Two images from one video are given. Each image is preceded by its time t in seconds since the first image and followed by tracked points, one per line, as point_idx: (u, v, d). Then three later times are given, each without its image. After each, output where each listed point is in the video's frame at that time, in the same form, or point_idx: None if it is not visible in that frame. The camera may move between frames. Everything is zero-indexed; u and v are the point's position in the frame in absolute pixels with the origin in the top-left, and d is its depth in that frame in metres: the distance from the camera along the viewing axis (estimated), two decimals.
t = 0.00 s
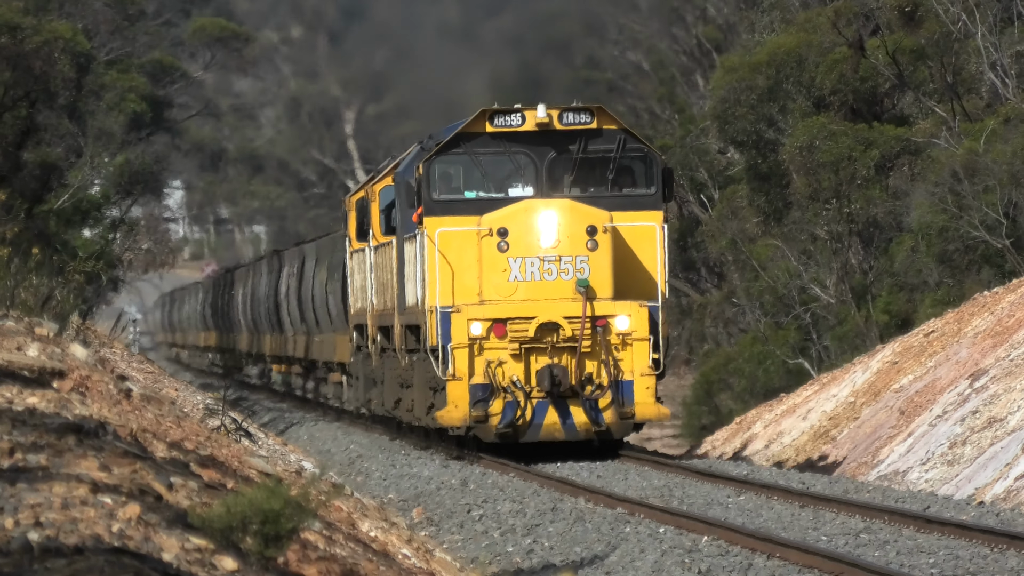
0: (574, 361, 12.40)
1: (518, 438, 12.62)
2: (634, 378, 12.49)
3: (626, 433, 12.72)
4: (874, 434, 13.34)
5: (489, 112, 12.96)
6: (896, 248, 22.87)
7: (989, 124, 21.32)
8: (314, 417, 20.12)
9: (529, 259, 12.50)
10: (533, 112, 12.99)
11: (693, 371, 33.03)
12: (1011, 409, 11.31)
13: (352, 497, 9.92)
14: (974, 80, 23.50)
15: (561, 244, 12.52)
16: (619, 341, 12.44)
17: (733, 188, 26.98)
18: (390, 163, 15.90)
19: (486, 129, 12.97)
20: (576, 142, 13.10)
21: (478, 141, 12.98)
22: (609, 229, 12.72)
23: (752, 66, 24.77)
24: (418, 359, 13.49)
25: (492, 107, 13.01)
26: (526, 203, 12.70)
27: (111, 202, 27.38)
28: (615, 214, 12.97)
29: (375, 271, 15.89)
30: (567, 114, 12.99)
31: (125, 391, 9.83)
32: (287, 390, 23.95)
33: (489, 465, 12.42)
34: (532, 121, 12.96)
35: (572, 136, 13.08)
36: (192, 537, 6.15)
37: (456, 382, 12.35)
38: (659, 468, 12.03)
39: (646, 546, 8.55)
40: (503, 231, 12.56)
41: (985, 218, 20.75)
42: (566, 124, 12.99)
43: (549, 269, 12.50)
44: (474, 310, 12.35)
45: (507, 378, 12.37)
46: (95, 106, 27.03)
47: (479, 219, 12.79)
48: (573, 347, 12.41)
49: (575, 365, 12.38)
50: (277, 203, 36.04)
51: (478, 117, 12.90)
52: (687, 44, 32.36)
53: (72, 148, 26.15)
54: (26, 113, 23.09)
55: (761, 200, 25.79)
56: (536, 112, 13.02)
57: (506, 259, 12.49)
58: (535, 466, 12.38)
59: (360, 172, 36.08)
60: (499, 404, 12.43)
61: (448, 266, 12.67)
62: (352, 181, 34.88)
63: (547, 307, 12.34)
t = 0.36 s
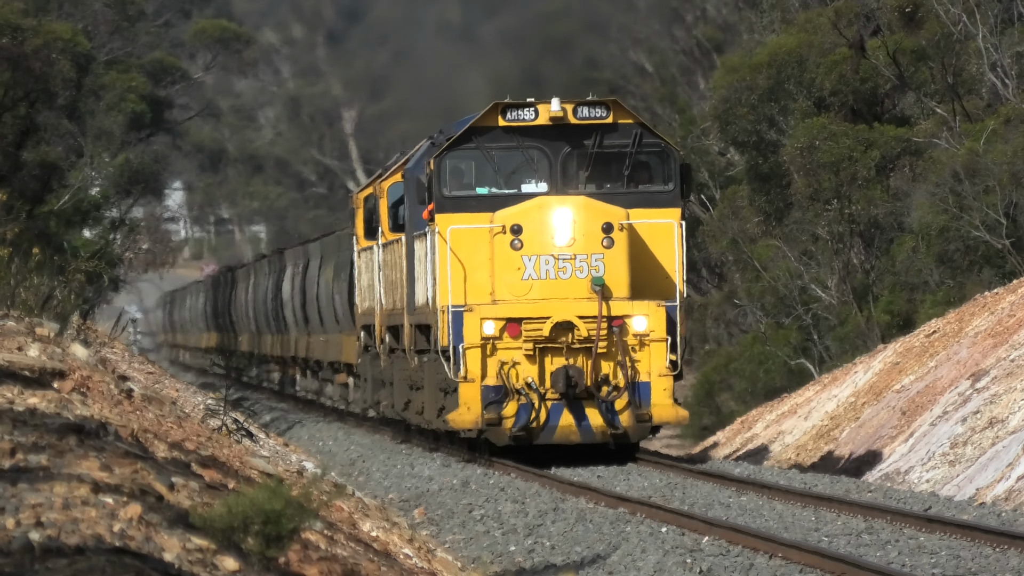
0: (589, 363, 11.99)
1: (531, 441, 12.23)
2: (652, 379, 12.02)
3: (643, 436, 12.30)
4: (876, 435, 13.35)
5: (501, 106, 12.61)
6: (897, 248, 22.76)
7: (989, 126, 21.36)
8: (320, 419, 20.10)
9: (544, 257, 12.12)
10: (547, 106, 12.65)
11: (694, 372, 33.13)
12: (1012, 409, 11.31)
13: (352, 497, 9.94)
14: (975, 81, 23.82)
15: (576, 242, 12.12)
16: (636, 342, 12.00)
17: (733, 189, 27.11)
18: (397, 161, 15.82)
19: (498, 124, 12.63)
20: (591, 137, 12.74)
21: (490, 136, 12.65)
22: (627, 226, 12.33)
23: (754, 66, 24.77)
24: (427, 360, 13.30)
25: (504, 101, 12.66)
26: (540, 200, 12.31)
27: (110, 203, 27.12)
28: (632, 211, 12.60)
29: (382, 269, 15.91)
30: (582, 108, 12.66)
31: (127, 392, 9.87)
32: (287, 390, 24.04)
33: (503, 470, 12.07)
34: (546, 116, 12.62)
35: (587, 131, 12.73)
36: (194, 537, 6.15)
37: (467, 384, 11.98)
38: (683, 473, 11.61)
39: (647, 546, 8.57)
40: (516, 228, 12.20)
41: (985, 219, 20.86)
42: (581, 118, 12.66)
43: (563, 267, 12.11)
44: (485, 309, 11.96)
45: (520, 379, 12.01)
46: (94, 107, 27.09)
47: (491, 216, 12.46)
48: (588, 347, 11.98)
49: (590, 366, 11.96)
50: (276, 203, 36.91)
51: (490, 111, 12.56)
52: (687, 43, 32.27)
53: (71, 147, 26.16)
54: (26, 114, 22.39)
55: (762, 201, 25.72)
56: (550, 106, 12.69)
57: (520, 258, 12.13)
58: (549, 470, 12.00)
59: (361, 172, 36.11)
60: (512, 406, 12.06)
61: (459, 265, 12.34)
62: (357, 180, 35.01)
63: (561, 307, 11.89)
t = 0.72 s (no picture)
0: (599, 362, 12.19)
1: (542, 440, 12.44)
2: (662, 378, 12.26)
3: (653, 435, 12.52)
4: (864, 431, 13.57)
5: (511, 105, 12.87)
6: (886, 250, 22.93)
7: (976, 129, 22.09)
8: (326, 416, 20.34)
9: (554, 256, 12.35)
10: (557, 106, 12.87)
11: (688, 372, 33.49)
12: (996, 406, 11.54)
13: (355, 492, 10.11)
14: (961, 87, 24.33)
15: (587, 241, 12.36)
16: (647, 341, 12.21)
17: (726, 191, 27.59)
18: (405, 161, 16.10)
19: (509, 123, 12.88)
20: (601, 136, 12.97)
21: (500, 135, 12.90)
22: (637, 225, 12.54)
23: (746, 73, 26.04)
24: (438, 360, 13.53)
25: (514, 100, 12.92)
26: (550, 199, 12.52)
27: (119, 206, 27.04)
28: (642, 210, 12.82)
29: (391, 269, 16.15)
30: (592, 107, 12.84)
31: (135, 389, 10.06)
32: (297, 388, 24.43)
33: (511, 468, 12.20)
34: (556, 115, 12.83)
35: (597, 130, 12.94)
36: (200, 530, 6.38)
37: (478, 383, 12.18)
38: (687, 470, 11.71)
39: (642, 539, 8.82)
40: (526, 228, 12.43)
41: (971, 222, 21.15)
42: (591, 117, 12.85)
43: (574, 266, 12.35)
44: (496, 309, 12.13)
45: (531, 379, 12.19)
46: (101, 110, 27.26)
47: (502, 216, 12.63)
48: (599, 347, 12.19)
49: (601, 366, 12.18)
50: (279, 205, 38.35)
51: (500, 110, 12.84)
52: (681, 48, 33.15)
53: (81, 151, 26.34)
54: (37, 120, 23.46)
55: (753, 203, 26.09)
56: (560, 106, 12.90)
57: (530, 257, 12.36)
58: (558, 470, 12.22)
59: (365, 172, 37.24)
60: (522, 405, 12.26)
61: (469, 264, 12.55)
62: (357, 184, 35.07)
63: (572, 307, 12.11)
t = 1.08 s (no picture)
0: (604, 360, 12.66)
1: (548, 436, 12.90)
2: (665, 375, 12.73)
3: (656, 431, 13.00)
4: (840, 423, 14.08)
5: (518, 109, 13.23)
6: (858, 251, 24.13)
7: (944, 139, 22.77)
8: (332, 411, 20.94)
9: (560, 256, 12.75)
10: (563, 109, 13.27)
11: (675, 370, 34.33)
12: (964, 400, 12.05)
13: (358, 482, 10.66)
14: (931, 98, 25.59)
15: (592, 242, 12.76)
16: (650, 339, 12.70)
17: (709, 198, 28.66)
18: (413, 163, 16.60)
19: (516, 126, 13.27)
20: (606, 139, 13.43)
21: (508, 138, 13.31)
22: (641, 226, 13.01)
23: (728, 86, 28.40)
24: (447, 357, 14.02)
25: (521, 104, 13.27)
26: (556, 201, 12.90)
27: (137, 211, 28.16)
28: (646, 212, 13.35)
29: (401, 269, 16.68)
30: (597, 111, 13.31)
31: (151, 384, 10.65)
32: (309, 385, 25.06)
33: (516, 462, 12.58)
34: (562, 118, 13.23)
35: (602, 133, 13.41)
36: (214, 517, 6.94)
37: (487, 380, 12.65)
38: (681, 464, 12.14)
39: (629, 526, 9.39)
40: (533, 229, 12.80)
41: (939, 226, 22.12)
42: (596, 121, 13.33)
43: (580, 266, 12.75)
44: (504, 307, 12.61)
45: (538, 376, 12.65)
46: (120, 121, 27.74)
47: (510, 217, 12.99)
48: (604, 345, 12.67)
49: (606, 363, 12.64)
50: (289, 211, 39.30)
51: (508, 115, 13.19)
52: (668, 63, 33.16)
53: (99, 160, 27.13)
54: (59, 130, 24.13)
55: (735, 209, 26.94)
56: (566, 110, 13.31)
57: (537, 257, 12.76)
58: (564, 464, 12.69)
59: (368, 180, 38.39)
60: (529, 401, 12.74)
61: (477, 265, 13.06)
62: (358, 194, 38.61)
63: (579, 305, 12.57)
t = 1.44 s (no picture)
0: (604, 358, 13.06)
1: (550, 432, 13.31)
2: (664, 373, 13.16)
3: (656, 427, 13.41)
4: (812, 417, 14.66)
5: (521, 115, 13.86)
6: (832, 255, 25.17)
7: (912, 149, 24.16)
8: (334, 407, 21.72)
9: (562, 257, 13.19)
10: (565, 114, 13.85)
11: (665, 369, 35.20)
12: (930, 394, 12.66)
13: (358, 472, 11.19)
14: (899, 111, 26.85)
15: (593, 243, 13.22)
16: (649, 337, 13.12)
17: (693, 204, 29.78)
18: (419, 168, 17.23)
19: (519, 131, 13.87)
20: (607, 143, 13.98)
21: (511, 142, 13.89)
22: (640, 227, 13.43)
23: (707, 97, 29.30)
24: (452, 356, 14.43)
25: (525, 110, 13.89)
26: (558, 203, 13.39)
27: (151, 217, 28.79)
28: (646, 213, 13.85)
29: (406, 270, 17.23)
30: (597, 116, 13.89)
31: (163, 379, 11.24)
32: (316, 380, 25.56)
33: (520, 457, 12.93)
34: (564, 123, 13.81)
35: (603, 137, 13.97)
36: (220, 506, 7.46)
37: (490, 377, 13.10)
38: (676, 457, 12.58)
39: (614, 513, 9.97)
40: (535, 230, 13.28)
41: (907, 230, 23.39)
42: (597, 126, 13.89)
43: (581, 267, 13.19)
44: (507, 307, 13.04)
45: (540, 374, 13.06)
46: (134, 130, 29.31)
47: (512, 219, 13.51)
48: (604, 343, 13.08)
49: (606, 361, 13.04)
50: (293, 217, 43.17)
51: (511, 119, 13.82)
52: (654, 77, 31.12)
53: (115, 168, 27.94)
54: (76, 139, 25.37)
55: (715, 215, 27.71)
56: (568, 115, 13.88)
57: (540, 258, 13.21)
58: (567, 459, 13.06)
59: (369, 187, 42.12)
60: (532, 399, 13.13)
61: (481, 266, 13.45)
62: (358, 200, 42.61)
63: (580, 304, 13.01)
